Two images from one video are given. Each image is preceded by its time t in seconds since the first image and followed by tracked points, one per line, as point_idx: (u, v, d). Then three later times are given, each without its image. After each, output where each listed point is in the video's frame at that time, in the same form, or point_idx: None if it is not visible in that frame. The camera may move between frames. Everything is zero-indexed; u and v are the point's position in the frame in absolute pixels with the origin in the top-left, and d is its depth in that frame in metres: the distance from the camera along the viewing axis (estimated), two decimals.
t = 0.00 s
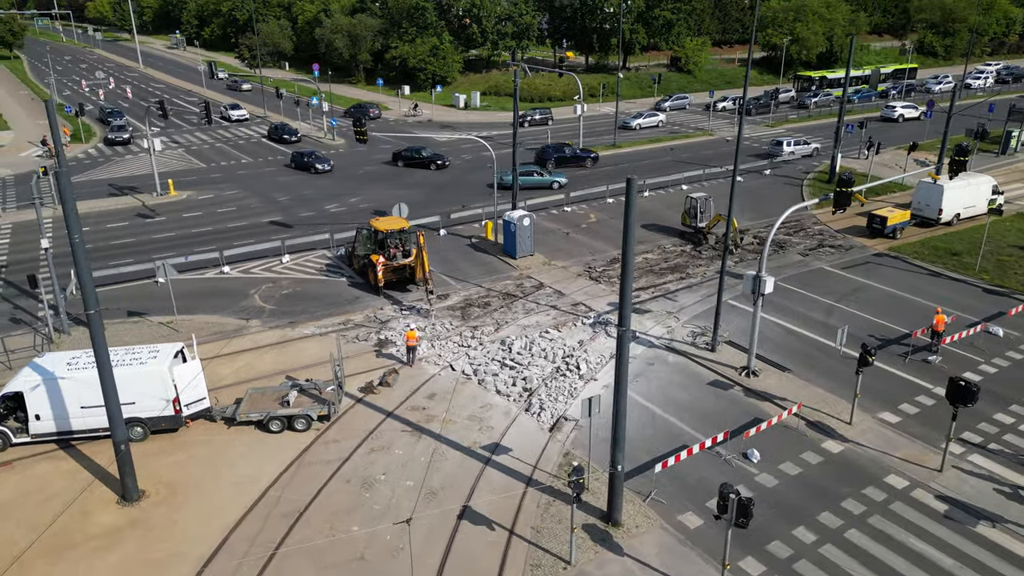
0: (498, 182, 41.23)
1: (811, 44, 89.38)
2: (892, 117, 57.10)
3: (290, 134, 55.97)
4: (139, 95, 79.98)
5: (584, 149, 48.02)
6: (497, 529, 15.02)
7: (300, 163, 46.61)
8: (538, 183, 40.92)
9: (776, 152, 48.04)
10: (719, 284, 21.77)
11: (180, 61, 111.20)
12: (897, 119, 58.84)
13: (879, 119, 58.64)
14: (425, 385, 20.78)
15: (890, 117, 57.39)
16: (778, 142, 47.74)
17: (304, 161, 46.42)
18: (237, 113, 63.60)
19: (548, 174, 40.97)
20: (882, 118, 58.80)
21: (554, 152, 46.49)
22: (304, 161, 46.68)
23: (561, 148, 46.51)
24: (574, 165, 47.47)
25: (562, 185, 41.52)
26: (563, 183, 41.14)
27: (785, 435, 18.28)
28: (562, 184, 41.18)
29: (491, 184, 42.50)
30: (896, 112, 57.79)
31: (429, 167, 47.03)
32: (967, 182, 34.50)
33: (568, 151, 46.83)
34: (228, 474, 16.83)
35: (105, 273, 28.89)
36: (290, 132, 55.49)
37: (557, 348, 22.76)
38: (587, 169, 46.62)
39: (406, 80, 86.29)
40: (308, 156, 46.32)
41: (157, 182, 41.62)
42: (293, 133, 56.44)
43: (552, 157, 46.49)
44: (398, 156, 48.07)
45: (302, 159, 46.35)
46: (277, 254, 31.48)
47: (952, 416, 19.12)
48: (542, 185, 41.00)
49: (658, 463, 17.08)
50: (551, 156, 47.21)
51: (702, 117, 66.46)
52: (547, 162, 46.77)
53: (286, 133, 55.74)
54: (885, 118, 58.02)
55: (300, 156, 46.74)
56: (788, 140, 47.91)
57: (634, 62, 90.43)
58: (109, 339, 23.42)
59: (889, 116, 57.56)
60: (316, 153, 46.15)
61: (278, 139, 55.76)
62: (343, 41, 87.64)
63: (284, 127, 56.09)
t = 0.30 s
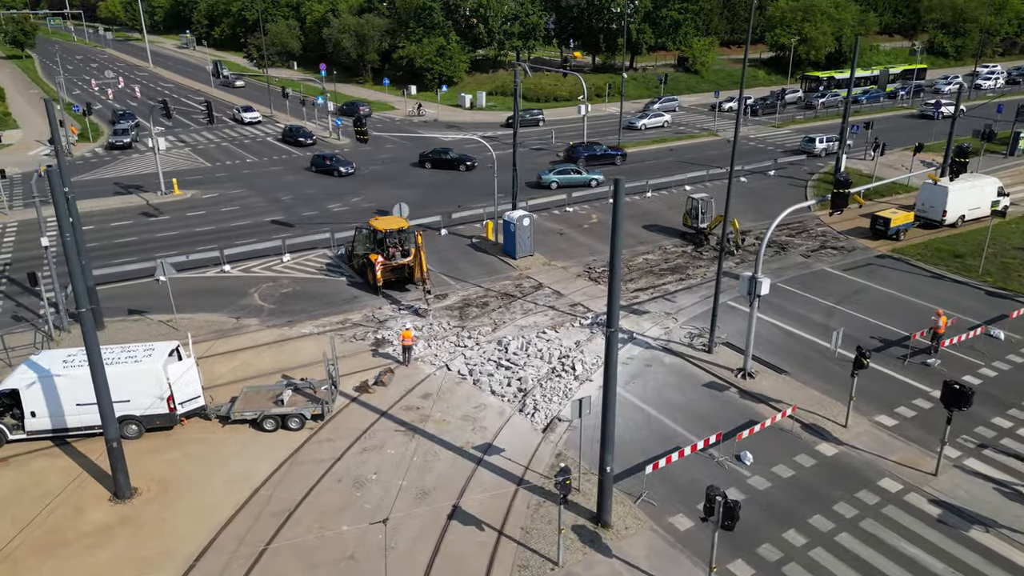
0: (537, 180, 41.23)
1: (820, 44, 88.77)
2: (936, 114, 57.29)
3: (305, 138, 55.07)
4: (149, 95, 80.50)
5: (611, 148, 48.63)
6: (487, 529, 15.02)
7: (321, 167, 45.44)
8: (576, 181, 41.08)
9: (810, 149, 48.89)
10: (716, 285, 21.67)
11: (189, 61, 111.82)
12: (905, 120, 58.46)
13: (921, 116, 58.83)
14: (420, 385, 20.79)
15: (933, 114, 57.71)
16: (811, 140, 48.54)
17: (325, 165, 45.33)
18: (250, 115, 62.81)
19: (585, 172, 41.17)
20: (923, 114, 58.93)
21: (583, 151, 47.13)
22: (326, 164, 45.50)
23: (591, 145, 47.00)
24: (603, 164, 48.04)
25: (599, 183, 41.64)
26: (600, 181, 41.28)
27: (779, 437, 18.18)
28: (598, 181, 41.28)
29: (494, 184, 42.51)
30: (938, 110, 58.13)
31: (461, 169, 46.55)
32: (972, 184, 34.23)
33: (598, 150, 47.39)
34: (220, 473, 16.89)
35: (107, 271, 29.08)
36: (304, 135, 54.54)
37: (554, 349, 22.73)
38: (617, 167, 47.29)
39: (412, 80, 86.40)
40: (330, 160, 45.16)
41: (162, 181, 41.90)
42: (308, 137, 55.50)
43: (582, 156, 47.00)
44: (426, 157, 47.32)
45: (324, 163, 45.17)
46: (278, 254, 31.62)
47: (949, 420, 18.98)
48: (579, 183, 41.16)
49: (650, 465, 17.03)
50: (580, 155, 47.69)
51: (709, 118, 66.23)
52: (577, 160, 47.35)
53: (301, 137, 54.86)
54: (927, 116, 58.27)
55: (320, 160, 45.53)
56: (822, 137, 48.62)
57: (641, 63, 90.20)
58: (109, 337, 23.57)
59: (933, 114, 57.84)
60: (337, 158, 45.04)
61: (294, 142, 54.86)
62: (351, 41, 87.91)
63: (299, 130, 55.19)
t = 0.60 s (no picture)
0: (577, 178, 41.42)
1: (829, 44, 88.18)
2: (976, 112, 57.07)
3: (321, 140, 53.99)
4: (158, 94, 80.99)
5: (637, 146, 49.24)
6: (476, 530, 15.02)
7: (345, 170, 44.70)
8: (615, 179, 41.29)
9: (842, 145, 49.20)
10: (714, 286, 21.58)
11: (199, 61, 112.45)
12: (914, 122, 58.05)
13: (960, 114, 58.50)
14: (416, 385, 20.81)
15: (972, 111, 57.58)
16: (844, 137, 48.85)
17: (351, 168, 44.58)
18: (264, 117, 62.23)
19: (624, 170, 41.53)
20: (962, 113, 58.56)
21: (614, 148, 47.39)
22: (350, 167, 44.74)
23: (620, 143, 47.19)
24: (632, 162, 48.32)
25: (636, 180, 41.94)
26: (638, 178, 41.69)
27: (774, 440, 18.09)
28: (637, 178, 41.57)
29: (497, 185, 42.48)
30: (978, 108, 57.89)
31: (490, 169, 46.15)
32: (977, 186, 33.90)
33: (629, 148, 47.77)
34: (213, 471, 16.97)
35: (109, 269, 29.27)
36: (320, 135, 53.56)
37: (551, 350, 22.69)
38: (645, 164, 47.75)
39: (419, 80, 86.50)
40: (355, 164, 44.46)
41: (167, 180, 42.14)
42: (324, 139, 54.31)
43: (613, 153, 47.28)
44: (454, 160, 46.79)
45: (348, 166, 44.38)
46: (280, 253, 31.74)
47: (946, 424, 18.81)
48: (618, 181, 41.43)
49: (643, 467, 16.96)
50: (610, 152, 48.11)
51: (716, 119, 65.96)
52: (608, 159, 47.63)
53: (318, 138, 53.81)
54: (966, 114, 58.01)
55: (344, 163, 44.82)
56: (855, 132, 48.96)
57: (649, 63, 89.94)
58: (109, 335, 23.73)
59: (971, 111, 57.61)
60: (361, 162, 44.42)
61: (310, 144, 53.92)
62: (359, 41, 88.13)
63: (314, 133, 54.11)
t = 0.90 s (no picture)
0: (618, 175, 41.79)
1: (839, 44, 87.56)
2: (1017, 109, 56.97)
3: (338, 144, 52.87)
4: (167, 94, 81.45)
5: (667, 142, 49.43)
6: (466, 530, 15.02)
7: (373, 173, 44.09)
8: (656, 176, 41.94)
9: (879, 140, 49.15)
10: (711, 287, 21.47)
11: (209, 61, 113.06)
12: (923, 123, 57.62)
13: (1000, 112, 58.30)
14: (412, 385, 20.83)
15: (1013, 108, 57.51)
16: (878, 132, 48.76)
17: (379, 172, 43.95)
18: (277, 120, 61.18)
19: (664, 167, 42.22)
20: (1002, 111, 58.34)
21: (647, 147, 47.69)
22: (376, 170, 44.17)
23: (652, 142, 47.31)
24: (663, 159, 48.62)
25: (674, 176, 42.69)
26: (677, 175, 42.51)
27: (768, 442, 17.98)
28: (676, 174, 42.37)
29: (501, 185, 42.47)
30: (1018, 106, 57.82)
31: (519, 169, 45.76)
32: (983, 188, 33.57)
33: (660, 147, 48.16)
34: (207, 469, 17.06)
35: (112, 268, 29.47)
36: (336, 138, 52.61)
37: (548, 350, 22.64)
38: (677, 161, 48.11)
39: (427, 80, 86.58)
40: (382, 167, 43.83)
41: (172, 180, 42.38)
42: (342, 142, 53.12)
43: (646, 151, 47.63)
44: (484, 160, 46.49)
45: (375, 169, 43.80)
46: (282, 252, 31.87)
47: (944, 428, 18.64)
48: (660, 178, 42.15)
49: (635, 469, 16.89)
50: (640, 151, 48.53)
51: (723, 120, 65.69)
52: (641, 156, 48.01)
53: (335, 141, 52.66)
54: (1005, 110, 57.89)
55: (370, 166, 44.19)
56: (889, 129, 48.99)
57: (657, 63, 89.62)
58: (109, 333, 23.88)
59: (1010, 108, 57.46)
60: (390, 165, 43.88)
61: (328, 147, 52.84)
62: (367, 41, 88.35)
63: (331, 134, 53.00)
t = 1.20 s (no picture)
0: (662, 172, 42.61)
1: (850, 44, 86.93)
2: None
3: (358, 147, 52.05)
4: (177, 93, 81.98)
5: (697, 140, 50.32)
6: (456, 531, 15.01)
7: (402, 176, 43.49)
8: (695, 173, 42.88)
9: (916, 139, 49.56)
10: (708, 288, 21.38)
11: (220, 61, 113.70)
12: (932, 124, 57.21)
13: None
14: (408, 384, 20.85)
15: None
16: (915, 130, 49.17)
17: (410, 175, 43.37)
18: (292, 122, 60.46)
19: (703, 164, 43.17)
20: None
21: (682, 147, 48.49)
22: (405, 173, 43.49)
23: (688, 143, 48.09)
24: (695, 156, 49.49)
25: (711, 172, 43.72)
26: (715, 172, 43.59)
27: (762, 445, 17.87)
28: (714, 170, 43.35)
29: (505, 185, 42.48)
30: None
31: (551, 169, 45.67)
32: (989, 189, 33.27)
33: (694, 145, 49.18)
34: (201, 466, 17.14)
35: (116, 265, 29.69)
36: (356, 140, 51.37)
37: (545, 351, 22.61)
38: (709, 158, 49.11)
39: (435, 80, 86.69)
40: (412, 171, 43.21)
41: (178, 178, 42.64)
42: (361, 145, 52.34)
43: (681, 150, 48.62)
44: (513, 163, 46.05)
45: (403, 172, 43.16)
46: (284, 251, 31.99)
47: (941, 432, 18.47)
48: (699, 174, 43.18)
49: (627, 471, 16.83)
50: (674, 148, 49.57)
51: (731, 120, 65.48)
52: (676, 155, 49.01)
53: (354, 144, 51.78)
54: None
55: (398, 169, 43.50)
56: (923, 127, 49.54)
57: (665, 63, 89.29)
58: (109, 331, 24.06)
59: None
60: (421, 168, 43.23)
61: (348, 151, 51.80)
62: (376, 41, 88.59)
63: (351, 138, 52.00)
